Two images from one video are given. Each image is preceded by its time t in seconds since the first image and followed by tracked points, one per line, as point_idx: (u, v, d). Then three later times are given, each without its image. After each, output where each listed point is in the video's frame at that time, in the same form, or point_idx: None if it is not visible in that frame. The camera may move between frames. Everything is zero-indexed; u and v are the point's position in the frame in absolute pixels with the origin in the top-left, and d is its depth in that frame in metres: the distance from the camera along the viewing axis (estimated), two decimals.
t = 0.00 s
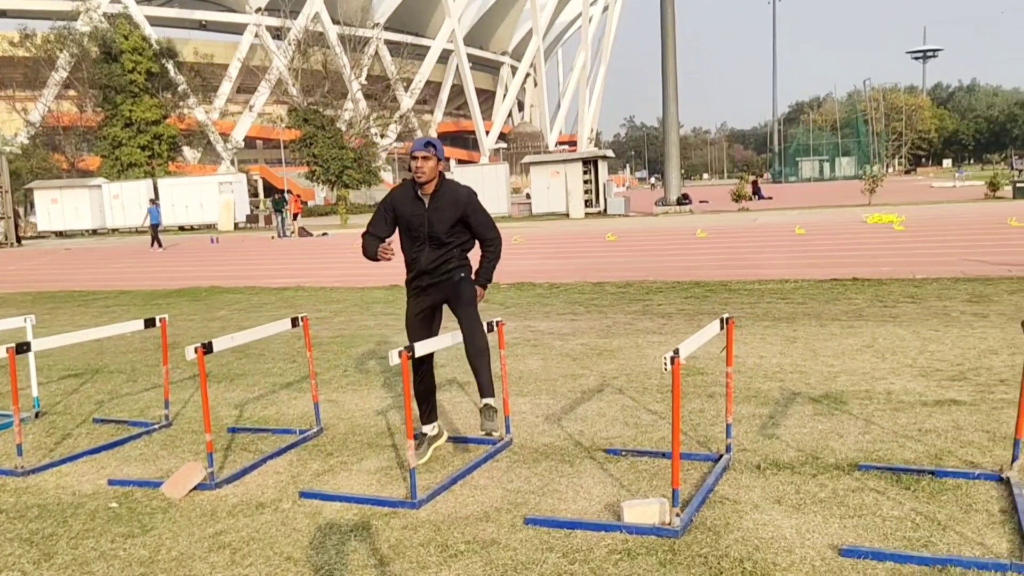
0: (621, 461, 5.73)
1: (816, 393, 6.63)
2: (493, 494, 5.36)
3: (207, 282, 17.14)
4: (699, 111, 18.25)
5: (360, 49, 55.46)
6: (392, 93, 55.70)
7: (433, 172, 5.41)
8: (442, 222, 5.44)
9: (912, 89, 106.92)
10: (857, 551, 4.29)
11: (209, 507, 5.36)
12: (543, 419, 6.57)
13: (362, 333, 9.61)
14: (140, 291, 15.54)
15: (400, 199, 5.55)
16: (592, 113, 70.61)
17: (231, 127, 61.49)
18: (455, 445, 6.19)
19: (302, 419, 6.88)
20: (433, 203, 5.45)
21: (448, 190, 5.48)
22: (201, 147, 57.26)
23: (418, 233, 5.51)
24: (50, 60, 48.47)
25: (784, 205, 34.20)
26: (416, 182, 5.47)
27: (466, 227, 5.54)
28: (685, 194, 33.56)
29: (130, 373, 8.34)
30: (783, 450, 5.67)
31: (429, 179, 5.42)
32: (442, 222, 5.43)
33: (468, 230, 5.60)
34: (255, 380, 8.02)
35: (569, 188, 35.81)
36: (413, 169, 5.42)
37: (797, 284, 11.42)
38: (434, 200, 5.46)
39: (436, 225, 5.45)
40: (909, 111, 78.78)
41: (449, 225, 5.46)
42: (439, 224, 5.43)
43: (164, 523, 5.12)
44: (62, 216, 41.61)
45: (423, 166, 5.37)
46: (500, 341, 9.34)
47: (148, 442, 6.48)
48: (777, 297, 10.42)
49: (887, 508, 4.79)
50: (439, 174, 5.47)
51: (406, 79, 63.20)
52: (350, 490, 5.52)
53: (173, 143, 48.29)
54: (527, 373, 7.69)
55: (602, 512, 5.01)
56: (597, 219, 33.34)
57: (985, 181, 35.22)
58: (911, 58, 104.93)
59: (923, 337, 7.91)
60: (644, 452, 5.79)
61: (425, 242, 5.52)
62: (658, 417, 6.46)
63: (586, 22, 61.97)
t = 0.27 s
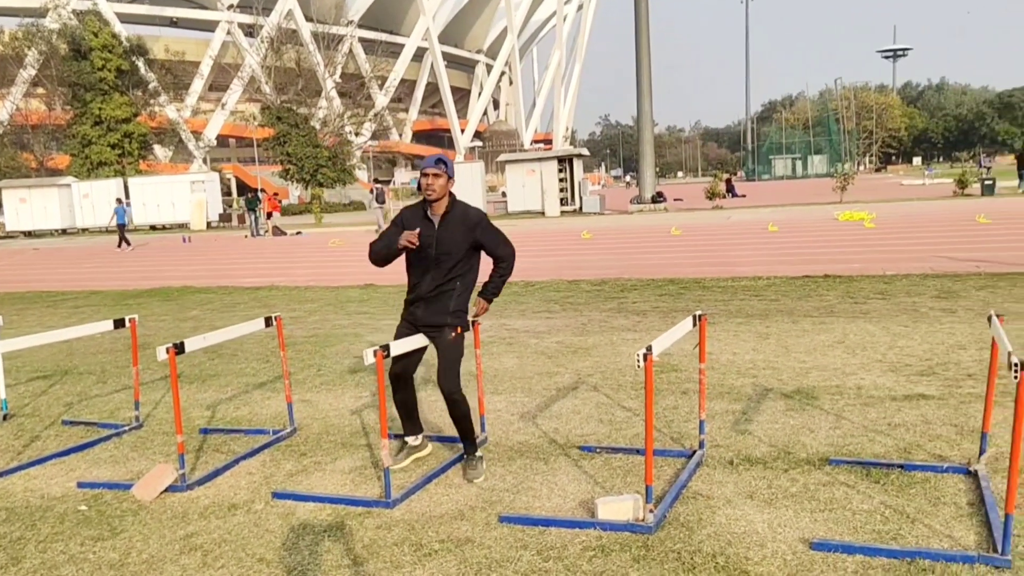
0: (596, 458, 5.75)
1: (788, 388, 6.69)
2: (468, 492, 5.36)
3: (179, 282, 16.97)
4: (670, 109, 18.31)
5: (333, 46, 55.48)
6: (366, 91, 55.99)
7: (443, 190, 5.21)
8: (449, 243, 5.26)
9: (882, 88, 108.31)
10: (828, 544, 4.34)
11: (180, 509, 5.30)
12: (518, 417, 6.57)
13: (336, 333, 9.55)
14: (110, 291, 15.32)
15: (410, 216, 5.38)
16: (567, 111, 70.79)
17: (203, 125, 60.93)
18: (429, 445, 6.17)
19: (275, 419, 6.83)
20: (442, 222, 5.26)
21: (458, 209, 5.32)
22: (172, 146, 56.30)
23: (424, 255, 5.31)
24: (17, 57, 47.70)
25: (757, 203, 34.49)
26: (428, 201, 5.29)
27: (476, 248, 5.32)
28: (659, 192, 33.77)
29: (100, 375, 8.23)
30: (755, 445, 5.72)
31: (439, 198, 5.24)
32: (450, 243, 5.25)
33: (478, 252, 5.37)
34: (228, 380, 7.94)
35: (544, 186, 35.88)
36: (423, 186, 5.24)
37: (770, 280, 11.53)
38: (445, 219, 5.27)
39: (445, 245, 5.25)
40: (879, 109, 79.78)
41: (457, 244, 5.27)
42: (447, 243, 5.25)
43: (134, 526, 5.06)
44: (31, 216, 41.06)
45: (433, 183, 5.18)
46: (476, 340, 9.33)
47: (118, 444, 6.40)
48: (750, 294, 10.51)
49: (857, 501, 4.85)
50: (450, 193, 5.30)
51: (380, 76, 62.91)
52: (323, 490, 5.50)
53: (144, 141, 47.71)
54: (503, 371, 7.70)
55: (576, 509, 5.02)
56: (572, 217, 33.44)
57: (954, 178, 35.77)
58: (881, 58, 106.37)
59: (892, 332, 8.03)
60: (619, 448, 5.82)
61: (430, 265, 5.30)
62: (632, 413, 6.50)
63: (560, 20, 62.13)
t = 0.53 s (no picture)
0: (563, 456, 5.76)
1: (754, 384, 6.76)
2: (435, 491, 5.34)
3: (142, 282, 16.68)
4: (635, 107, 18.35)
5: (300, 43, 54.52)
6: (333, 89, 56.15)
7: (445, 164, 5.15)
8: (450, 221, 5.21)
9: (845, 87, 109.89)
10: (792, 538, 4.38)
11: (143, 513, 5.21)
12: (486, 415, 6.56)
13: (302, 332, 9.47)
14: (71, 292, 15.02)
15: (412, 190, 5.30)
16: (536, 110, 70.89)
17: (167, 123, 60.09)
18: (397, 443, 6.13)
19: (241, 420, 6.75)
20: (444, 196, 5.18)
21: (460, 182, 5.22)
22: (134, 144, 55.65)
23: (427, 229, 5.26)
24: None
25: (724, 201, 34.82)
26: (428, 175, 5.22)
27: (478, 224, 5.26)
28: (628, 190, 33.96)
29: (59, 377, 8.06)
30: (721, 441, 5.77)
31: (441, 171, 5.17)
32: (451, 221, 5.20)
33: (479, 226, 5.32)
34: (192, 382, 7.82)
35: (513, 185, 35.86)
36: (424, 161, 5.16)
37: (736, 278, 11.64)
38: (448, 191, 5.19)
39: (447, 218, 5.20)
40: (843, 109, 80.94)
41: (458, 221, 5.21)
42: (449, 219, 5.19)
43: (95, 531, 4.96)
44: None
45: (435, 157, 5.11)
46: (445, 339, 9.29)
47: (78, 448, 6.28)
48: (717, 292, 10.59)
49: (819, 495, 4.91)
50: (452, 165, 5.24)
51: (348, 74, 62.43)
52: (289, 491, 5.44)
53: (106, 140, 46.88)
54: (471, 369, 7.68)
55: (543, 508, 5.02)
56: (541, 215, 33.50)
57: (915, 175, 36.42)
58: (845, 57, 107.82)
59: (855, 328, 8.14)
60: (586, 446, 5.83)
61: (435, 238, 5.26)
62: (600, 411, 6.52)
63: (529, 19, 62.17)
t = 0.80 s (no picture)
0: (535, 455, 5.76)
1: (724, 382, 6.81)
2: (406, 492, 5.31)
3: (110, 283, 16.44)
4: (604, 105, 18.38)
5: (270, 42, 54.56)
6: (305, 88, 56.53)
7: (433, 187, 5.02)
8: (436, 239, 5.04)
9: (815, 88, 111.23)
10: (760, 534, 4.41)
11: (109, 516, 5.14)
12: (458, 415, 6.55)
13: (273, 333, 9.38)
14: (37, 293, 14.75)
15: (399, 212, 5.15)
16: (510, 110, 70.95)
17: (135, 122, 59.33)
18: (369, 444, 6.08)
19: (210, 422, 6.67)
20: (432, 220, 5.04)
21: (448, 204, 5.07)
22: (102, 143, 54.57)
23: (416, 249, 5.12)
24: None
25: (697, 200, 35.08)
26: (416, 199, 5.08)
27: (467, 246, 5.10)
28: (601, 190, 34.10)
29: (23, 381, 7.90)
30: (691, 439, 5.80)
31: (429, 195, 5.03)
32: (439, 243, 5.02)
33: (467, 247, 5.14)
34: (159, 384, 7.72)
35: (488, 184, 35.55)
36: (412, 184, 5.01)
37: (707, 277, 11.74)
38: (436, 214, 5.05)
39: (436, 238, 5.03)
40: (813, 109, 81.89)
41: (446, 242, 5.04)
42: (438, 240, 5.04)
43: (59, 535, 4.88)
44: None
45: (422, 180, 4.96)
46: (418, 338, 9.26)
47: (43, 451, 6.17)
48: (688, 290, 10.66)
49: (788, 491, 4.96)
50: (441, 188, 5.10)
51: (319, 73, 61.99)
52: (257, 493, 5.39)
53: (73, 138, 46.15)
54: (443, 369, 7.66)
55: (515, 507, 5.02)
56: (514, 215, 33.54)
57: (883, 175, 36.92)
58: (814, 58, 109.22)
59: (824, 326, 8.24)
60: (557, 445, 5.83)
61: (426, 257, 5.12)
62: (572, 410, 6.53)
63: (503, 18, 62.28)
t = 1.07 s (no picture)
0: (501, 456, 5.74)
1: (688, 381, 6.88)
2: (370, 495, 5.26)
3: (69, 285, 16.12)
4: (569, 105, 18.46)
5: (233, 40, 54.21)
6: (269, 87, 55.96)
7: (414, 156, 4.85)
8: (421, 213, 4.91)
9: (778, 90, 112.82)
10: (721, 532, 4.45)
11: (64, 524, 5.03)
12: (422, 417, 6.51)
13: (236, 335, 9.27)
14: None
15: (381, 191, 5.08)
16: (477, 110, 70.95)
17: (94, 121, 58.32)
18: (331, 448, 6.02)
19: (170, 427, 6.56)
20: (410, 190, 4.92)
21: (428, 174, 4.96)
22: (60, 144, 54.64)
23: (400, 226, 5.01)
24: None
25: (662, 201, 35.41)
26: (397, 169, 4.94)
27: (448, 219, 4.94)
28: (567, 191, 34.26)
29: None
30: (655, 439, 5.83)
31: (408, 165, 4.87)
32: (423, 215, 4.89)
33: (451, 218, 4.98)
34: (117, 389, 7.57)
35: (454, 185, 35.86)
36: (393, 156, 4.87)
37: (672, 277, 11.82)
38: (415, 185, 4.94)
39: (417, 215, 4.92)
40: (776, 111, 83.00)
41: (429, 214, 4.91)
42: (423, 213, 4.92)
43: (13, 544, 4.77)
44: None
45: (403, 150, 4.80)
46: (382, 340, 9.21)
47: None
48: (653, 290, 10.74)
49: (749, 490, 5.01)
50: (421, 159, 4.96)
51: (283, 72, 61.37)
52: (217, 499, 5.31)
53: (30, 138, 45.17)
54: (406, 371, 7.62)
55: (478, 508, 5.01)
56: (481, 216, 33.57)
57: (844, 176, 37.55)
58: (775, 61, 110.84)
59: (786, 325, 8.34)
60: (522, 446, 5.83)
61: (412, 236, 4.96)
62: (537, 410, 6.54)
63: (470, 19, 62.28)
